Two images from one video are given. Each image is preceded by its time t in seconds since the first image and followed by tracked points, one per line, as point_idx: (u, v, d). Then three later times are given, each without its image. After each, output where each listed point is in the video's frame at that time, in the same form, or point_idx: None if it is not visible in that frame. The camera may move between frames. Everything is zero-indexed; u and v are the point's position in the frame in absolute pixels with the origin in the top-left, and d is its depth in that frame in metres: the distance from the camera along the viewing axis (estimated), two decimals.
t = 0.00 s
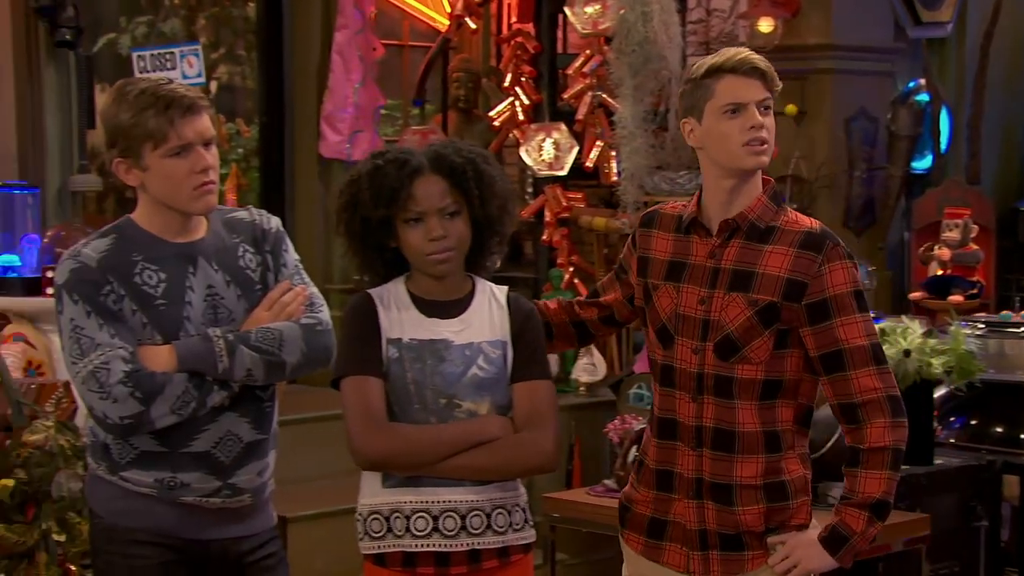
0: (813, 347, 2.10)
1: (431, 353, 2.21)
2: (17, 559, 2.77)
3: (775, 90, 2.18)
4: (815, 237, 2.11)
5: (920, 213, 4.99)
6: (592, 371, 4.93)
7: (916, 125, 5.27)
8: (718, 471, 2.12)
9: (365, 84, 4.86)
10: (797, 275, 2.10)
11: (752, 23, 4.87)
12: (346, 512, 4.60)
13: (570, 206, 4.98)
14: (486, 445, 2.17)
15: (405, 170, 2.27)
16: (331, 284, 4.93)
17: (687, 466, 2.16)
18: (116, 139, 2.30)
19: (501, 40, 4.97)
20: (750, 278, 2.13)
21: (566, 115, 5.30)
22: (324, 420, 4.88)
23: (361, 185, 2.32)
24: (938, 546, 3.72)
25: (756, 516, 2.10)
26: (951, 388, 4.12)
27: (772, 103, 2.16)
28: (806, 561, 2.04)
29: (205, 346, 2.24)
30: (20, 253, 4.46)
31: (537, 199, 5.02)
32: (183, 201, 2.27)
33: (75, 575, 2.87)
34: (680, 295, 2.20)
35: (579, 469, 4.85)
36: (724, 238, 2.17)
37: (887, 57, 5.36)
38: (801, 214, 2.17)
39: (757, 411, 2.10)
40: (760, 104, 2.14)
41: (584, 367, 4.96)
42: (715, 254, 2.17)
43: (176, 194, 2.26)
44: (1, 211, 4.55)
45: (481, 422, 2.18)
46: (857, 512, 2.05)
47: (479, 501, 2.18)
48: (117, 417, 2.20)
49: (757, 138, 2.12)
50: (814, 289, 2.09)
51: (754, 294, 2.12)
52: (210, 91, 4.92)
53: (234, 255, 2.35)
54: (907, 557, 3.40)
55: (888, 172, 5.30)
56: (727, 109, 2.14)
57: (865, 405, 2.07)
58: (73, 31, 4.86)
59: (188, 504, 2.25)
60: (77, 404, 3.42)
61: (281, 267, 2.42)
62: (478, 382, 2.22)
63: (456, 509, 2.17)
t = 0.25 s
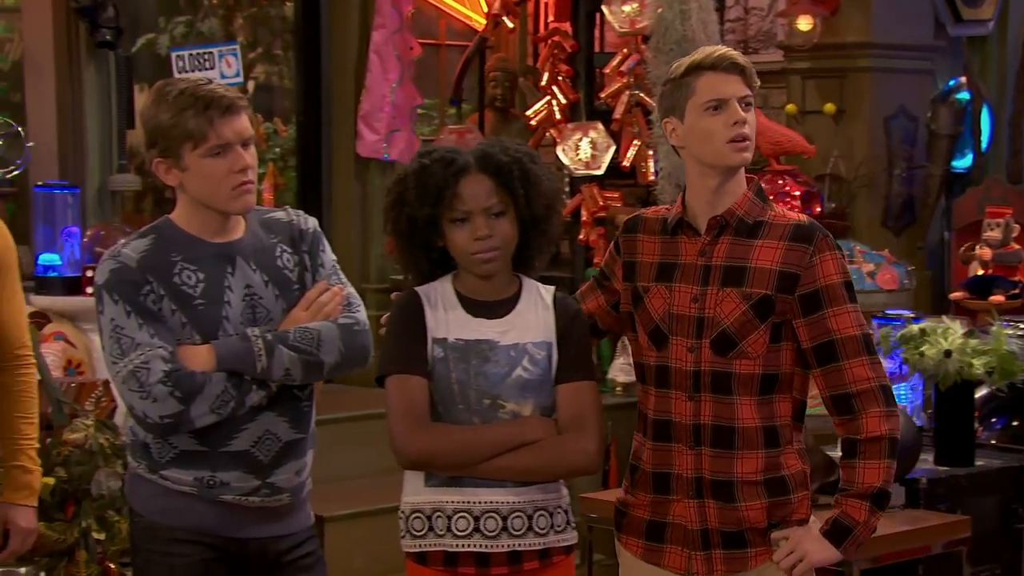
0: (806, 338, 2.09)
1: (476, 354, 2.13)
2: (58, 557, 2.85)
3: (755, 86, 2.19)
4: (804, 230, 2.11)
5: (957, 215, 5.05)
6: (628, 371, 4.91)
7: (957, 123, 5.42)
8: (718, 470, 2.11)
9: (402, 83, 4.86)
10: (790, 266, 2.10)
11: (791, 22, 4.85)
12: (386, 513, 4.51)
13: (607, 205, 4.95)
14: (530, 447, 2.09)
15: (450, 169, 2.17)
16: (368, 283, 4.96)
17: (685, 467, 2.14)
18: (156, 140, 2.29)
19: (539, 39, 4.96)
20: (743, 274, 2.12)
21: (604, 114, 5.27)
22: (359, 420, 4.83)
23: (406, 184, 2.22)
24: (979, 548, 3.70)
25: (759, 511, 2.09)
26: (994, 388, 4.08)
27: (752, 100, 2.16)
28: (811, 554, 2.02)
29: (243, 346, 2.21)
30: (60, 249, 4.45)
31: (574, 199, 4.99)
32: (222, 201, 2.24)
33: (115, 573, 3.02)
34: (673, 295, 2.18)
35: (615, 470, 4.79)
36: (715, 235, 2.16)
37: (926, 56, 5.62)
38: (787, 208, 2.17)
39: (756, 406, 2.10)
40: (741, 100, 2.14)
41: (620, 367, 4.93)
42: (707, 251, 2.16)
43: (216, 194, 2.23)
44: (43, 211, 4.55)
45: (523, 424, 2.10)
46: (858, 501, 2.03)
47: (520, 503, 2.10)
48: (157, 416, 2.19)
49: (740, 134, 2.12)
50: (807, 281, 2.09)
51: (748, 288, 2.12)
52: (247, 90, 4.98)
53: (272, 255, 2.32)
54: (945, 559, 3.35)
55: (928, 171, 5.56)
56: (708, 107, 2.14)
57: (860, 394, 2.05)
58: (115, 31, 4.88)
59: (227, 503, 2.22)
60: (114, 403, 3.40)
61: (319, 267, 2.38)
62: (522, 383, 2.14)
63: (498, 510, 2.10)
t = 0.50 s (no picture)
0: (805, 333, 2.07)
1: (529, 344, 2.08)
2: (93, 554, 2.94)
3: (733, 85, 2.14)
4: (793, 223, 2.07)
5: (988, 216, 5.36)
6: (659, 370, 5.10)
7: (995, 121, 5.64)
8: (727, 472, 2.06)
9: (434, 82, 5.02)
10: (782, 262, 2.06)
11: (827, 19, 5.39)
12: (419, 512, 4.42)
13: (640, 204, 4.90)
14: (578, 433, 2.03)
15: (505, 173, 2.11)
16: (400, 282, 5.10)
17: (691, 472, 2.08)
18: (191, 138, 2.16)
19: (573, 38, 4.96)
20: (736, 275, 2.08)
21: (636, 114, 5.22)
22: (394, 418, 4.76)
23: (463, 189, 2.16)
24: (1016, 551, 3.64)
25: (770, 506, 2.04)
26: None
27: (732, 99, 2.11)
28: (826, 546, 1.97)
29: (279, 345, 2.10)
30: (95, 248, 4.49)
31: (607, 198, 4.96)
32: (258, 201, 2.13)
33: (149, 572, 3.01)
34: (668, 301, 2.13)
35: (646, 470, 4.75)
36: (705, 238, 2.11)
37: (964, 51, 5.78)
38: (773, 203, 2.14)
39: (761, 405, 2.06)
40: (721, 101, 2.09)
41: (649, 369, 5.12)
42: (699, 255, 2.11)
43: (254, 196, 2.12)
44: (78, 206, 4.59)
45: (572, 411, 2.04)
46: (869, 488, 1.99)
47: (567, 493, 2.03)
48: (193, 417, 2.07)
49: (723, 136, 2.07)
50: (800, 275, 2.06)
51: (742, 289, 2.07)
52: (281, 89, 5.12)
53: (307, 254, 2.20)
54: (982, 562, 3.15)
55: (965, 169, 5.73)
56: (690, 111, 2.09)
57: (864, 383, 2.03)
58: (151, 31, 4.81)
59: (262, 502, 2.12)
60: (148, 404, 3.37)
61: (354, 266, 2.26)
62: (573, 374, 2.08)
63: (543, 500, 2.03)
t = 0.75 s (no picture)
0: (812, 333, 2.04)
1: (561, 338, 2.06)
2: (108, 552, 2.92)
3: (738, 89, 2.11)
4: (801, 222, 2.05)
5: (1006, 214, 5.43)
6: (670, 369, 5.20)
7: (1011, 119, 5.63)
8: (736, 471, 2.03)
9: (449, 79, 5.09)
10: (788, 263, 2.04)
11: (843, 16, 5.53)
12: (432, 512, 4.40)
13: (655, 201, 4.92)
14: (609, 429, 2.01)
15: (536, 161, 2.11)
16: (415, 280, 5.14)
17: (700, 472, 2.06)
18: (209, 135, 2.14)
19: (587, 36, 5.00)
20: (740, 275, 2.06)
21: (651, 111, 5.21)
22: (412, 417, 4.75)
23: (493, 174, 2.17)
24: None
25: (781, 506, 2.01)
26: None
27: (736, 103, 2.08)
28: (837, 547, 1.93)
29: (295, 343, 2.08)
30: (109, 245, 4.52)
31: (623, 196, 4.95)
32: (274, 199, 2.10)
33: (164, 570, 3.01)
34: (673, 302, 2.11)
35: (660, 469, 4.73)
36: (711, 240, 2.09)
37: (981, 49, 6.00)
38: (782, 203, 2.11)
39: (768, 405, 2.03)
40: (725, 105, 2.07)
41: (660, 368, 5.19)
42: (705, 255, 2.09)
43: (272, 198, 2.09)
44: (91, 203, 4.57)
45: (602, 405, 2.03)
46: (882, 489, 1.94)
47: (596, 487, 2.01)
48: (210, 415, 2.03)
49: (727, 140, 2.04)
50: (806, 276, 2.03)
51: (746, 291, 2.05)
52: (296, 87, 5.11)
53: (323, 253, 2.19)
54: (999, 561, 3.12)
55: (982, 167, 5.84)
56: (692, 115, 2.06)
57: (876, 382, 1.98)
58: (163, 29, 4.75)
59: (277, 500, 2.10)
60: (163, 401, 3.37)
61: (369, 264, 2.26)
62: (603, 369, 2.06)
63: (572, 494, 2.01)
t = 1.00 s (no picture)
0: (822, 339, 1.99)
1: (554, 337, 2.08)
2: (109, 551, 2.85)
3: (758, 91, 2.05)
4: (815, 227, 2.00)
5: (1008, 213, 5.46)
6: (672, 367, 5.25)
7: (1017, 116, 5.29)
8: (738, 471, 2.01)
9: (451, 78, 5.08)
10: (798, 268, 1.99)
11: (847, 15, 5.51)
12: (431, 513, 4.38)
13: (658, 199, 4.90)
14: (599, 427, 2.02)
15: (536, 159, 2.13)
16: (416, 278, 5.13)
17: (704, 471, 2.04)
18: (221, 139, 2.10)
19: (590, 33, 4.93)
20: (750, 278, 2.02)
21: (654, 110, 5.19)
22: (414, 416, 4.74)
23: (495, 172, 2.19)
24: None
25: (784, 511, 1.99)
26: None
27: (756, 106, 2.03)
28: (838, 555, 1.90)
29: (296, 342, 2.07)
30: (112, 243, 4.51)
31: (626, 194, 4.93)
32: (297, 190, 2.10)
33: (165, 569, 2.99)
34: (682, 300, 2.08)
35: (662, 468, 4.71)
36: (723, 240, 2.05)
37: (987, 46, 6.00)
38: (801, 205, 2.06)
39: (773, 409, 2.00)
40: (743, 109, 2.01)
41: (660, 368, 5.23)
42: (715, 256, 2.06)
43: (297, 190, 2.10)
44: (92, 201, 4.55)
45: (594, 404, 2.04)
46: (887, 499, 1.91)
47: (587, 485, 2.02)
48: (211, 413, 2.02)
49: (743, 145, 1.99)
50: (816, 281, 1.98)
51: (753, 293, 2.01)
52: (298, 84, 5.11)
53: (325, 252, 2.17)
54: (1004, 562, 3.11)
55: (987, 165, 5.73)
56: (708, 119, 2.01)
57: (885, 392, 1.94)
58: (166, 27, 4.74)
59: (279, 499, 2.09)
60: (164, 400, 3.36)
61: (372, 263, 2.25)
62: (597, 367, 2.07)
63: (563, 491, 2.02)
